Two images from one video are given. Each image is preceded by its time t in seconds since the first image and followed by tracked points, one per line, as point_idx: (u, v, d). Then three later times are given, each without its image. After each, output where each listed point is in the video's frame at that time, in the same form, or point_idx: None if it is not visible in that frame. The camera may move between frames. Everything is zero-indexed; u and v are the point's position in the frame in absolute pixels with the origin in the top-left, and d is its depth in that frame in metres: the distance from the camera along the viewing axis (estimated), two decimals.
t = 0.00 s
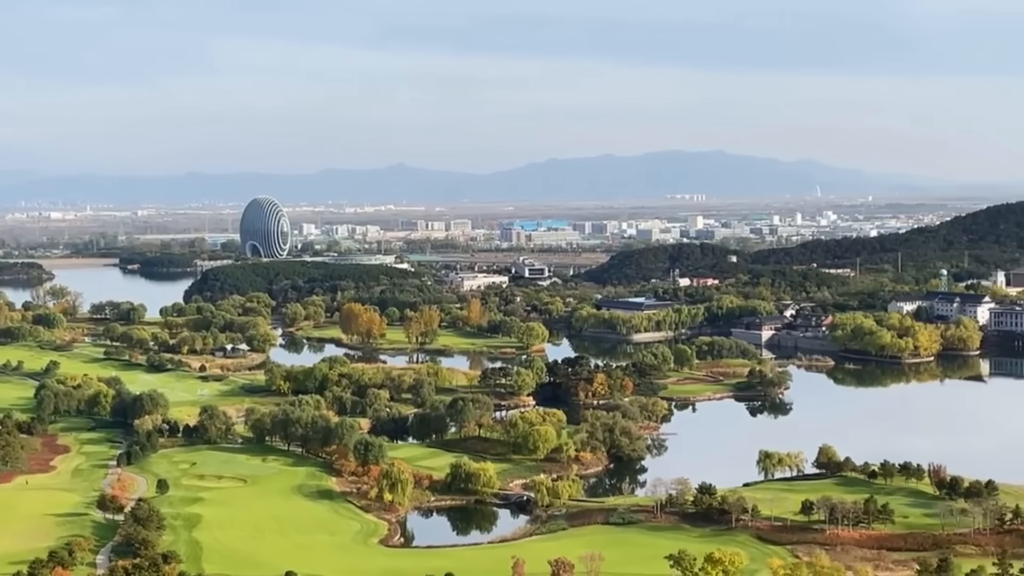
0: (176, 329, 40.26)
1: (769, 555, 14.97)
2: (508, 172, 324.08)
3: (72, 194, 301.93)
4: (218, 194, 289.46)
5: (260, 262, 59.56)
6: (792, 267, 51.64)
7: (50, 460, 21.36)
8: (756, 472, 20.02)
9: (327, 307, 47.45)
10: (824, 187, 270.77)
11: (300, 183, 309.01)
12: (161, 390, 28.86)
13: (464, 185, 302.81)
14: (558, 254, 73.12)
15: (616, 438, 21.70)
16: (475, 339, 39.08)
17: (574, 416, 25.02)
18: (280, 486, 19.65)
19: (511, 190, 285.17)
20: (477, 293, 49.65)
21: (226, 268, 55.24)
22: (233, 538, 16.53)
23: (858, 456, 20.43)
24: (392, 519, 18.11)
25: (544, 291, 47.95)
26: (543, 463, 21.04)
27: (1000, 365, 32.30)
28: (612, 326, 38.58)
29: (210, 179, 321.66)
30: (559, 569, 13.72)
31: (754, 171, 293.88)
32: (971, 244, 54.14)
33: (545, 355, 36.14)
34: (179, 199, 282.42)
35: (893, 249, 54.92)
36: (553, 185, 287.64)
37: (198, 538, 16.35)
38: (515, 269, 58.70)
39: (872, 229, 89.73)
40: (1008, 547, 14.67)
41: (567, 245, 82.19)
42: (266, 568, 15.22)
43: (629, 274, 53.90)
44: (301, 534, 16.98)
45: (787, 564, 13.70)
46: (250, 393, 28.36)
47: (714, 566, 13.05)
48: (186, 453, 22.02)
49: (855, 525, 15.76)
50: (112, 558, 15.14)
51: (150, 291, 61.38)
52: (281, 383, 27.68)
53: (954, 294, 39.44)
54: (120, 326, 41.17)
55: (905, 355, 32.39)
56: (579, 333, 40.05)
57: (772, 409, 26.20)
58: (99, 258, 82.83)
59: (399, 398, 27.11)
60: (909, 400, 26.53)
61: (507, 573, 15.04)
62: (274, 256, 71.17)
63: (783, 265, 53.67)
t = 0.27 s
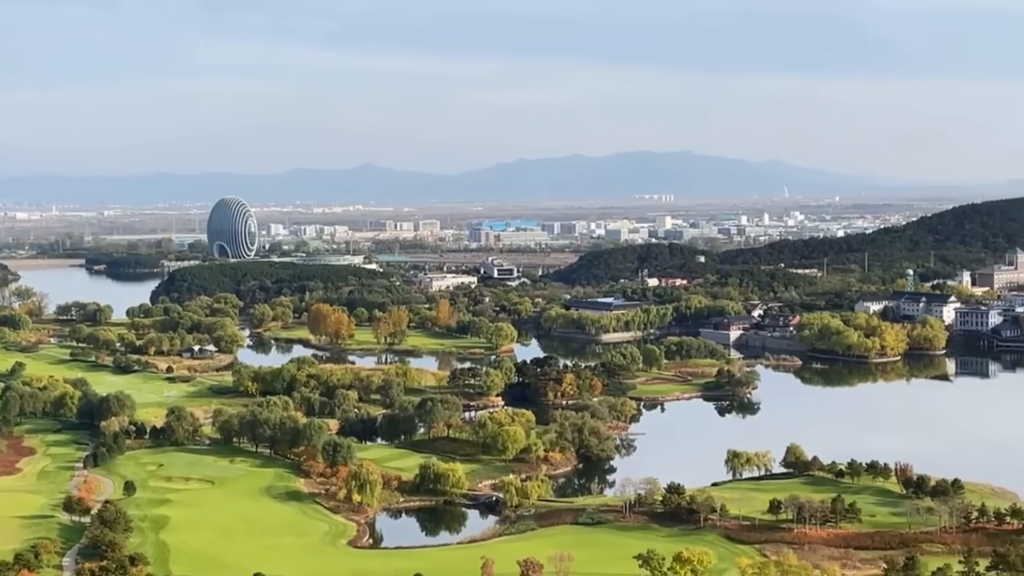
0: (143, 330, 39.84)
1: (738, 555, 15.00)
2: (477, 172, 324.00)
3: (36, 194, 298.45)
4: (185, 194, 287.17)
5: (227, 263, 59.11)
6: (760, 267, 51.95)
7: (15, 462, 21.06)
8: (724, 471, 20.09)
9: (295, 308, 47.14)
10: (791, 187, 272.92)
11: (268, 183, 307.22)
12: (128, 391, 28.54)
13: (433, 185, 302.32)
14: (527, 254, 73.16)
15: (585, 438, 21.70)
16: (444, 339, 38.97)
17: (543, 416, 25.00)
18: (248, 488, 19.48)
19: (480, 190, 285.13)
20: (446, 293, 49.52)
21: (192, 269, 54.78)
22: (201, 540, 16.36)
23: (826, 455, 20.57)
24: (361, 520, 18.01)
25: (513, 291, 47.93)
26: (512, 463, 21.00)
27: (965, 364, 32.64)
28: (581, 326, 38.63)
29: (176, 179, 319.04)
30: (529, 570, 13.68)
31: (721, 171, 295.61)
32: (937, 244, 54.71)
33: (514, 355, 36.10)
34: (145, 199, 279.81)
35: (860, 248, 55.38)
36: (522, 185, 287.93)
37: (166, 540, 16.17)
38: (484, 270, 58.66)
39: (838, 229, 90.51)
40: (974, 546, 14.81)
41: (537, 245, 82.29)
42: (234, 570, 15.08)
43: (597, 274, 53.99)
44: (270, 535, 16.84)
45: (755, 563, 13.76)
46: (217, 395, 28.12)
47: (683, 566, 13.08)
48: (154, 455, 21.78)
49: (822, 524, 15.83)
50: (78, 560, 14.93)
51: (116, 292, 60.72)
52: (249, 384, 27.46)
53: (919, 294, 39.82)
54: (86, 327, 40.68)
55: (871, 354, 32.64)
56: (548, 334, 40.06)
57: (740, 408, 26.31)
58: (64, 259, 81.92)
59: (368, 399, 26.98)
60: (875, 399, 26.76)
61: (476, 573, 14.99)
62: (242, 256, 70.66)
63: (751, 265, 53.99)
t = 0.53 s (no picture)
0: (111, 331, 39.44)
1: (708, 554, 15.05)
2: (447, 172, 323.75)
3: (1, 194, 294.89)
4: (153, 194, 284.78)
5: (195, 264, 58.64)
6: (729, 267, 52.21)
7: None
8: (695, 471, 20.14)
9: (264, 309, 46.85)
10: (760, 187, 274.80)
11: (237, 183, 305.35)
12: (96, 393, 28.24)
13: (404, 185, 301.73)
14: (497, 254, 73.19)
15: (555, 438, 21.70)
16: (414, 340, 38.85)
17: (514, 416, 24.99)
18: (216, 489, 19.33)
19: (450, 190, 284.79)
20: (416, 293, 49.39)
21: (161, 269, 54.31)
22: (170, 541, 16.21)
23: (795, 455, 20.71)
24: (331, 522, 17.92)
25: (483, 291, 47.88)
26: (482, 463, 20.96)
27: (932, 364, 32.93)
28: (551, 326, 38.65)
29: (144, 179, 316.42)
30: (499, 570, 13.66)
31: (691, 172, 297.11)
32: (905, 244, 55.21)
33: (484, 355, 36.07)
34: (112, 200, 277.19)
35: (828, 249, 55.79)
36: (492, 185, 287.97)
37: (134, 542, 16.01)
38: (455, 270, 58.59)
39: (806, 229, 91.16)
40: (941, 544, 14.94)
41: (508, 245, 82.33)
42: (203, 572, 14.95)
43: (568, 274, 54.06)
44: (239, 536, 16.70)
45: (724, 562, 13.81)
46: (186, 395, 27.89)
47: (653, 565, 13.10)
48: (122, 456, 21.56)
49: (791, 523, 15.90)
50: (45, 563, 14.74)
51: (83, 293, 60.05)
52: (218, 385, 27.25)
53: (887, 294, 40.15)
54: (53, 328, 40.20)
55: (840, 354, 32.87)
56: (519, 334, 40.05)
57: (710, 408, 26.41)
58: (31, 259, 80.94)
59: (338, 399, 26.84)
60: (843, 398, 26.96)
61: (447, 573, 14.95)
62: (211, 256, 70.13)
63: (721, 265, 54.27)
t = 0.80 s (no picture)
0: (79, 332, 39.03)
1: (679, 553, 15.08)
2: (419, 172, 323.25)
3: None
4: (121, 194, 282.30)
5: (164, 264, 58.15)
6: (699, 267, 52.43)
7: None
8: (665, 470, 20.17)
9: (234, 309, 46.54)
10: (730, 188, 276.32)
11: (206, 183, 303.32)
12: (63, 394, 27.93)
13: (375, 185, 300.88)
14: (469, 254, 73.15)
15: (526, 438, 21.66)
16: (384, 340, 38.71)
17: (485, 416, 24.94)
18: (186, 490, 19.16)
19: (422, 190, 284.35)
20: (386, 293, 49.24)
21: (129, 270, 53.80)
22: (139, 543, 16.05)
23: (766, 453, 20.83)
24: (301, 523, 17.81)
25: (453, 291, 47.80)
26: (453, 464, 20.90)
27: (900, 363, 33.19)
28: (522, 326, 38.64)
29: (112, 180, 313.67)
30: (469, 571, 13.62)
31: (661, 172, 298.30)
32: (873, 244, 55.64)
33: (455, 356, 36.00)
34: (80, 200, 274.47)
35: (798, 248, 56.13)
36: (464, 185, 287.79)
37: (103, 544, 15.84)
38: (425, 270, 58.46)
39: (775, 230, 91.74)
40: (910, 542, 15.05)
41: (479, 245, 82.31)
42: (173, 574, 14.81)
43: (539, 274, 54.08)
44: (209, 538, 16.56)
45: (695, 561, 13.84)
46: (155, 397, 27.64)
47: (624, 565, 13.12)
48: (90, 458, 21.32)
49: (761, 522, 15.96)
50: (13, 565, 14.55)
51: (50, 293, 59.41)
52: (187, 386, 27.02)
53: (856, 293, 40.44)
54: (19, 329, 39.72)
55: (809, 353, 33.05)
56: (490, 334, 40.01)
57: (680, 408, 26.48)
58: None
59: (308, 400, 26.69)
60: (812, 398, 27.12)
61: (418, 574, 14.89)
62: (180, 257, 69.59)
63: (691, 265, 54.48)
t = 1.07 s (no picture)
0: (46, 333, 38.62)
1: (649, 552, 15.11)
2: (391, 172, 322.53)
3: None
4: (90, 194, 279.68)
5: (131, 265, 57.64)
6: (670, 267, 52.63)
7: None
8: (636, 470, 20.21)
9: (203, 310, 46.23)
10: (700, 188, 277.67)
11: (176, 183, 301.10)
12: (30, 395, 27.63)
13: (347, 185, 299.82)
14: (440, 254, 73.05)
15: (497, 438, 21.63)
16: (355, 341, 38.57)
17: (456, 417, 24.90)
18: (155, 492, 18.99)
19: (393, 190, 283.70)
20: (357, 293, 49.08)
21: (97, 270, 53.28)
22: (108, 545, 15.89)
23: (736, 453, 20.93)
24: (271, 524, 17.70)
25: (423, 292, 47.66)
26: (424, 464, 20.84)
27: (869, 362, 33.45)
28: (493, 326, 38.62)
29: (80, 180, 310.73)
30: (440, 571, 13.58)
31: (633, 172, 299.28)
32: (842, 244, 56.05)
33: (425, 356, 35.94)
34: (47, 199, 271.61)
35: (767, 248, 56.46)
36: (435, 185, 287.43)
37: (71, 546, 15.66)
38: (396, 270, 58.33)
39: (744, 230, 92.23)
40: (879, 541, 15.15)
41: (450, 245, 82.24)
42: None
43: (509, 274, 54.09)
44: (179, 540, 16.42)
45: (665, 561, 13.86)
46: (123, 398, 27.39)
47: (595, 564, 13.13)
48: (58, 459, 21.09)
49: (732, 520, 16.02)
50: None
51: (16, 294, 58.73)
52: (156, 387, 26.80)
53: (825, 293, 40.72)
54: None
55: (779, 353, 33.24)
56: (461, 334, 39.97)
57: (651, 407, 26.56)
58: None
59: (278, 401, 26.54)
60: (782, 397, 27.28)
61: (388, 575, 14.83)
62: (149, 257, 69.02)
63: (661, 265, 54.65)
